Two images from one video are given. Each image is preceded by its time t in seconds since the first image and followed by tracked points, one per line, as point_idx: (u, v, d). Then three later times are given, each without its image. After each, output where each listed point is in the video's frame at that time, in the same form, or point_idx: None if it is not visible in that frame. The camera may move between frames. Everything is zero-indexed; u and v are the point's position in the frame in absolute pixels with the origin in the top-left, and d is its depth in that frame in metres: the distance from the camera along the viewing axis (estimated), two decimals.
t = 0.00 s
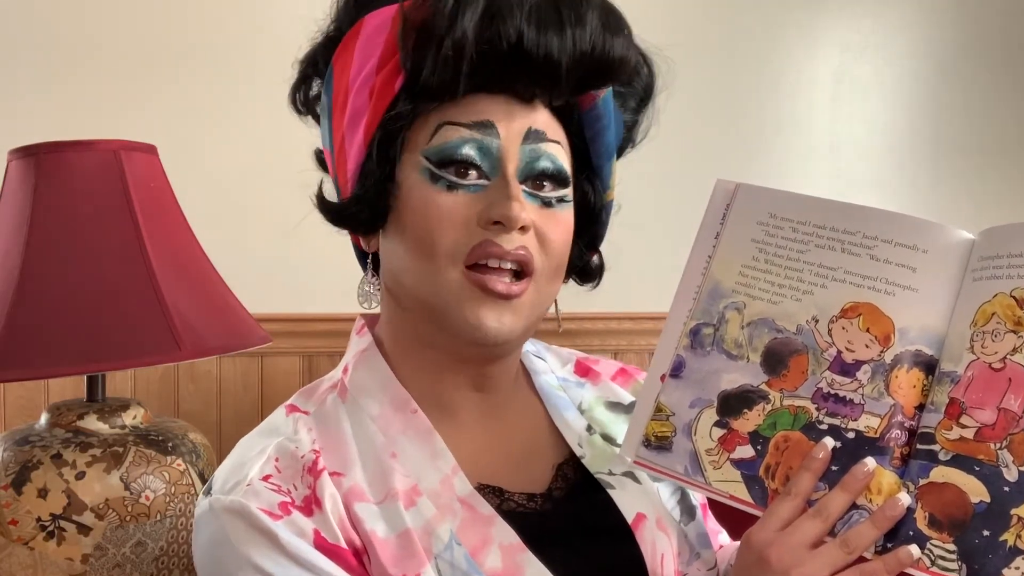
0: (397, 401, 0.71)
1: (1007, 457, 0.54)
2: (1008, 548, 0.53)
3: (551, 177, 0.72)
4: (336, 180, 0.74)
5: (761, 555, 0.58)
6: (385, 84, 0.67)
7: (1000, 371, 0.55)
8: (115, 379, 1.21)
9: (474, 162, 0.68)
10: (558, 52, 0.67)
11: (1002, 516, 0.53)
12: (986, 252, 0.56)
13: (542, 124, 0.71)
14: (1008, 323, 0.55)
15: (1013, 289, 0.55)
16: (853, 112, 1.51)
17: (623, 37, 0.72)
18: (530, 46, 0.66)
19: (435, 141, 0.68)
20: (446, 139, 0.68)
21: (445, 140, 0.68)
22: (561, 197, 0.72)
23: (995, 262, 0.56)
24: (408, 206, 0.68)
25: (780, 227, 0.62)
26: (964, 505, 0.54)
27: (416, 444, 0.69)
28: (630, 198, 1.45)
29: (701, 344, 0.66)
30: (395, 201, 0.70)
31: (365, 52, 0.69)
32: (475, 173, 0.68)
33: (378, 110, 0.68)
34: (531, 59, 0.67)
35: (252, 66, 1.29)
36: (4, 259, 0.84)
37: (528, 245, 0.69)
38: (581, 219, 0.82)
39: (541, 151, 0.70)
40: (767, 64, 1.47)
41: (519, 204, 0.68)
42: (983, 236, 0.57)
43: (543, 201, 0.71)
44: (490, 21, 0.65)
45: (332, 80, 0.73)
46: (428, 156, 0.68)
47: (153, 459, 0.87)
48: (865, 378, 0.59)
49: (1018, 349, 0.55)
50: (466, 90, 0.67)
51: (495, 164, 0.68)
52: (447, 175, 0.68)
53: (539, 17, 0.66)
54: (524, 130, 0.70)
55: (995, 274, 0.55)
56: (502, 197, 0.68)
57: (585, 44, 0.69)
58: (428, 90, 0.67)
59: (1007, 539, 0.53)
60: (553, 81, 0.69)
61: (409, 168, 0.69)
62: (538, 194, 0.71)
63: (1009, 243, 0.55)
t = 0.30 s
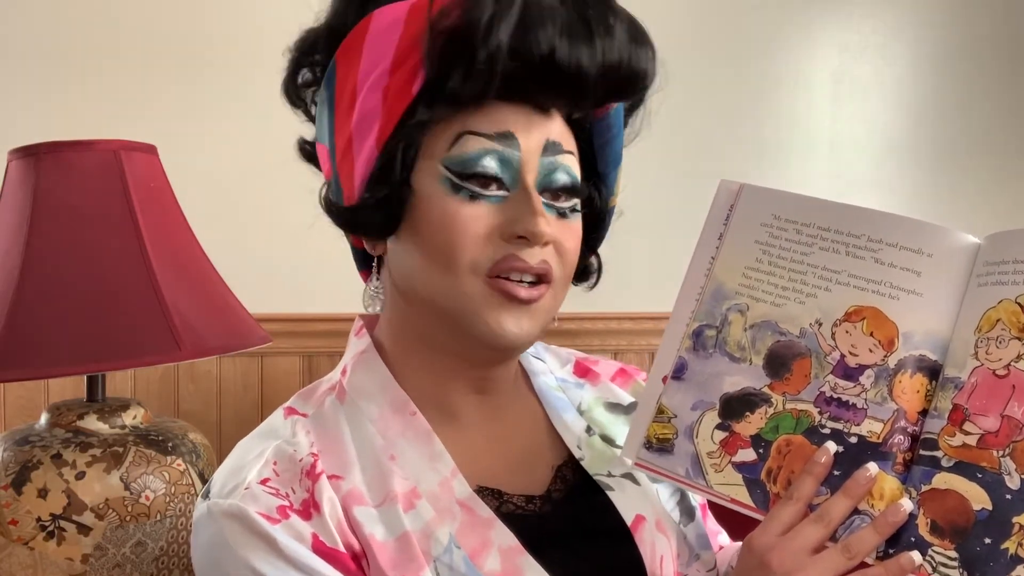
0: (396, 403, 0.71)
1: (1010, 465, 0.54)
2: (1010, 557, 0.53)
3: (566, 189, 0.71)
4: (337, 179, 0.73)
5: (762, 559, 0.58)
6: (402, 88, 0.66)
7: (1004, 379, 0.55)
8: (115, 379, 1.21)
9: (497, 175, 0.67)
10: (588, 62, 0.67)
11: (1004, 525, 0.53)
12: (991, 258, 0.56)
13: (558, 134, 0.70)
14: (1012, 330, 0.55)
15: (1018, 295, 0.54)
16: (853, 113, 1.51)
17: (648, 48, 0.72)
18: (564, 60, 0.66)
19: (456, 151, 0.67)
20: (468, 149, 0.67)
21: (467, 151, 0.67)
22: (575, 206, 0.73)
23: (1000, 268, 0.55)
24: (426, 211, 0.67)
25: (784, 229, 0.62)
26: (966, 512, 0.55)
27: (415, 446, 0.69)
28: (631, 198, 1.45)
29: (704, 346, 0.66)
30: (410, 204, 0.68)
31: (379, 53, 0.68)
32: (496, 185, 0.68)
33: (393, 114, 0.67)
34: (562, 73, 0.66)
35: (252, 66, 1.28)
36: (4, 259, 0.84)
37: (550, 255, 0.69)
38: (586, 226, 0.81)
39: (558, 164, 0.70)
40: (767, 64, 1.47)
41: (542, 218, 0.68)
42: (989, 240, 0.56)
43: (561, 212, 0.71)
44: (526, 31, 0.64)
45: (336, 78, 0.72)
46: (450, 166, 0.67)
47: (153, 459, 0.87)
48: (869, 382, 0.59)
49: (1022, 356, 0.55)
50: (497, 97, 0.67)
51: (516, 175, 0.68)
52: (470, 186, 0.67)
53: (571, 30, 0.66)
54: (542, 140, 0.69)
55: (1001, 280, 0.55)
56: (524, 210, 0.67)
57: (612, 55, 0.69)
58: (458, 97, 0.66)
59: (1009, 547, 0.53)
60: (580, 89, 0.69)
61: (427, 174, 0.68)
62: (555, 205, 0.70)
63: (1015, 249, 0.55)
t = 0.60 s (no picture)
0: (396, 405, 0.71)
1: (1016, 470, 0.54)
2: (1015, 561, 0.52)
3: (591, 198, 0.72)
4: (404, 208, 0.65)
5: (767, 559, 0.59)
6: (503, 115, 0.63)
7: (1012, 384, 0.55)
8: (115, 379, 1.21)
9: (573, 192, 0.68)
10: (653, 80, 0.68)
11: (1009, 529, 0.53)
12: (1000, 264, 0.56)
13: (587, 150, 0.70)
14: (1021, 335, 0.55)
15: None
16: (853, 113, 1.51)
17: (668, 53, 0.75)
18: (651, 84, 0.68)
19: (543, 173, 0.66)
20: (554, 170, 0.66)
21: (553, 172, 0.66)
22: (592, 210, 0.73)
23: (1010, 274, 0.56)
24: (519, 235, 0.65)
25: (793, 231, 0.62)
26: (972, 517, 0.54)
27: (416, 447, 0.69)
28: (631, 199, 1.45)
29: (712, 346, 0.66)
30: (505, 231, 0.65)
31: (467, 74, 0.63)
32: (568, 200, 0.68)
33: (497, 141, 0.63)
34: (645, 96, 0.69)
35: (252, 65, 1.28)
36: (3, 259, 0.84)
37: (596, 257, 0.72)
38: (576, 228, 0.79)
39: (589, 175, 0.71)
40: (767, 64, 1.47)
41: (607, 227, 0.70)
42: (998, 246, 0.56)
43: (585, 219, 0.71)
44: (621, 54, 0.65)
45: (394, 96, 0.63)
46: (539, 188, 0.66)
47: (153, 459, 0.87)
48: (876, 385, 0.59)
49: None
50: (589, 118, 0.67)
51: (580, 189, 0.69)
52: (557, 206, 0.66)
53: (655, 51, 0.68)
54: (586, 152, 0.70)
55: (1010, 286, 0.55)
56: (596, 220, 0.69)
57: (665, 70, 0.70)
58: (552, 118, 0.66)
59: (1014, 551, 0.53)
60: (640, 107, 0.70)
61: (518, 198, 0.65)
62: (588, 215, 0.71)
63: None
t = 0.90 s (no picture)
0: (392, 402, 0.70)
1: (1011, 452, 0.54)
2: (1012, 543, 0.53)
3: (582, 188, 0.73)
4: (396, 212, 0.65)
5: (767, 548, 0.59)
6: (489, 112, 0.64)
7: (1005, 367, 0.55)
8: (115, 379, 1.21)
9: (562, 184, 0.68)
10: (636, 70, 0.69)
11: (1005, 511, 0.53)
12: (991, 249, 0.56)
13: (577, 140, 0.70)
14: (1014, 319, 0.55)
15: (1019, 285, 0.55)
16: (852, 112, 1.51)
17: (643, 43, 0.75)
18: (632, 75, 0.68)
19: (530, 167, 0.66)
20: (541, 164, 0.67)
21: (541, 166, 0.67)
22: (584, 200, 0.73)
23: (1000, 259, 0.56)
24: (510, 230, 0.65)
25: (786, 222, 0.62)
26: (968, 499, 0.54)
27: (414, 444, 0.68)
28: (630, 198, 1.45)
29: (707, 338, 0.66)
30: (497, 228, 0.65)
31: (450, 75, 0.63)
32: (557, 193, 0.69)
33: (484, 140, 0.64)
34: (625, 87, 0.69)
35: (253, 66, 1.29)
36: (4, 259, 0.84)
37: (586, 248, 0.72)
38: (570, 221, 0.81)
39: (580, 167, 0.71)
40: (766, 64, 1.48)
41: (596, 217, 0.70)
42: (990, 232, 0.57)
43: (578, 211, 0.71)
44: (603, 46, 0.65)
45: (379, 102, 0.63)
46: (527, 182, 0.66)
47: (153, 459, 0.87)
48: (870, 372, 0.59)
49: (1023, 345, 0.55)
50: (576, 111, 0.67)
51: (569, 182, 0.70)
52: (547, 199, 0.67)
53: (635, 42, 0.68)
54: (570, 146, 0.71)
55: (1000, 271, 0.56)
56: (586, 210, 0.69)
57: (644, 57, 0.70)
58: (536, 113, 0.66)
59: (1011, 533, 0.53)
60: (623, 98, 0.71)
61: (508, 194, 0.66)
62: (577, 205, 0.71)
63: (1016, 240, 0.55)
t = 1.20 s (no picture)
0: (387, 403, 0.70)
1: (1008, 454, 0.54)
2: (1009, 544, 0.53)
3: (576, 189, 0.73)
4: (392, 214, 0.65)
5: (764, 547, 0.59)
6: (487, 116, 0.64)
7: (1003, 369, 0.55)
8: (115, 379, 1.21)
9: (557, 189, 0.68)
10: (632, 74, 0.69)
11: (1002, 513, 0.53)
12: (989, 251, 0.56)
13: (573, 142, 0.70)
14: (1012, 322, 0.55)
15: (1017, 288, 0.55)
16: (852, 113, 1.51)
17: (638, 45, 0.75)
18: (628, 80, 0.69)
19: (527, 172, 0.66)
20: (537, 169, 0.67)
21: (537, 171, 0.67)
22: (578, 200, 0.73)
23: (999, 261, 0.56)
24: (507, 234, 0.66)
25: (785, 223, 0.62)
26: (966, 501, 0.54)
27: (408, 445, 0.68)
28: (630, 198, 1.45)
29: (705, 338, 0.66)
30: (492, 231, 0.65)
31: (447, 78, 0.63)
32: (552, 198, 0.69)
33: (481, 143, 0.64)
34: (621, 92, 0.69)
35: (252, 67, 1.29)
36: (4, 259, 0.84)
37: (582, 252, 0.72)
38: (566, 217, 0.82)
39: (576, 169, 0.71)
40: (766, 64, 1.47)
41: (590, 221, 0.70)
42: (988, 234, 0.57)
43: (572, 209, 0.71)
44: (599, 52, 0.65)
45: (377, 105, 0.63)
46: (523, 187, 0.66)
47: (153, 459, 0.87)
48: (869, 373, 0.59)
49: (1021, 348, 0.55)
50: (572, 116, 0.67)
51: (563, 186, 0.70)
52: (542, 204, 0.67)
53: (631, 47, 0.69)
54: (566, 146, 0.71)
55: (999, 273, 0.56)
56: (580, 215, 0.69)
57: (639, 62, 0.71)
58: (533, 118, 0.66)
59: (1008, 535, 0.53)
60: (618, 102, 0.71)
61: (503, 198, 0.66)
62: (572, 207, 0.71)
63: (1015, 242, 0.55)
